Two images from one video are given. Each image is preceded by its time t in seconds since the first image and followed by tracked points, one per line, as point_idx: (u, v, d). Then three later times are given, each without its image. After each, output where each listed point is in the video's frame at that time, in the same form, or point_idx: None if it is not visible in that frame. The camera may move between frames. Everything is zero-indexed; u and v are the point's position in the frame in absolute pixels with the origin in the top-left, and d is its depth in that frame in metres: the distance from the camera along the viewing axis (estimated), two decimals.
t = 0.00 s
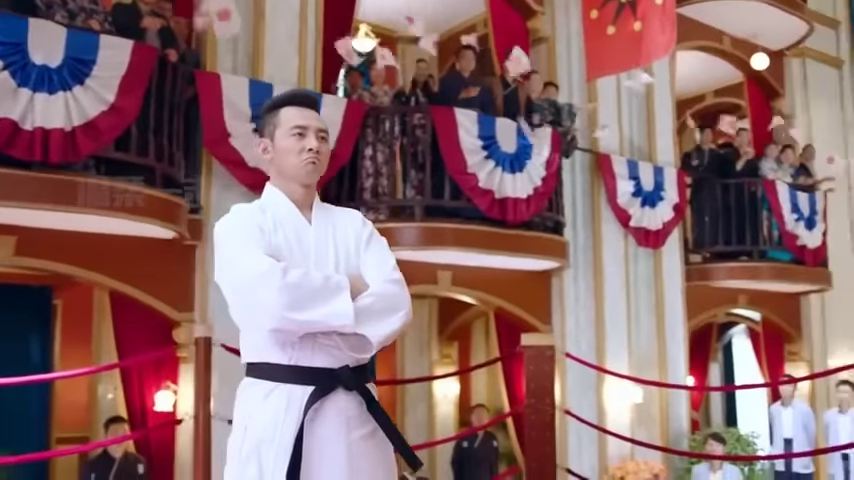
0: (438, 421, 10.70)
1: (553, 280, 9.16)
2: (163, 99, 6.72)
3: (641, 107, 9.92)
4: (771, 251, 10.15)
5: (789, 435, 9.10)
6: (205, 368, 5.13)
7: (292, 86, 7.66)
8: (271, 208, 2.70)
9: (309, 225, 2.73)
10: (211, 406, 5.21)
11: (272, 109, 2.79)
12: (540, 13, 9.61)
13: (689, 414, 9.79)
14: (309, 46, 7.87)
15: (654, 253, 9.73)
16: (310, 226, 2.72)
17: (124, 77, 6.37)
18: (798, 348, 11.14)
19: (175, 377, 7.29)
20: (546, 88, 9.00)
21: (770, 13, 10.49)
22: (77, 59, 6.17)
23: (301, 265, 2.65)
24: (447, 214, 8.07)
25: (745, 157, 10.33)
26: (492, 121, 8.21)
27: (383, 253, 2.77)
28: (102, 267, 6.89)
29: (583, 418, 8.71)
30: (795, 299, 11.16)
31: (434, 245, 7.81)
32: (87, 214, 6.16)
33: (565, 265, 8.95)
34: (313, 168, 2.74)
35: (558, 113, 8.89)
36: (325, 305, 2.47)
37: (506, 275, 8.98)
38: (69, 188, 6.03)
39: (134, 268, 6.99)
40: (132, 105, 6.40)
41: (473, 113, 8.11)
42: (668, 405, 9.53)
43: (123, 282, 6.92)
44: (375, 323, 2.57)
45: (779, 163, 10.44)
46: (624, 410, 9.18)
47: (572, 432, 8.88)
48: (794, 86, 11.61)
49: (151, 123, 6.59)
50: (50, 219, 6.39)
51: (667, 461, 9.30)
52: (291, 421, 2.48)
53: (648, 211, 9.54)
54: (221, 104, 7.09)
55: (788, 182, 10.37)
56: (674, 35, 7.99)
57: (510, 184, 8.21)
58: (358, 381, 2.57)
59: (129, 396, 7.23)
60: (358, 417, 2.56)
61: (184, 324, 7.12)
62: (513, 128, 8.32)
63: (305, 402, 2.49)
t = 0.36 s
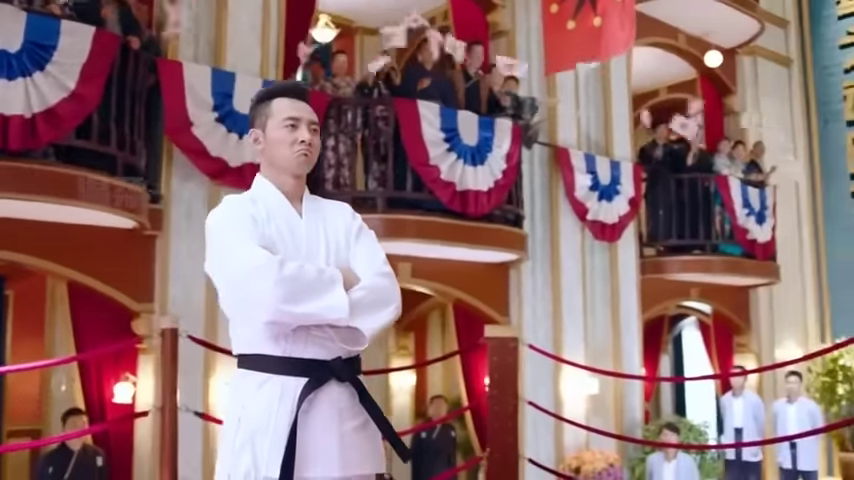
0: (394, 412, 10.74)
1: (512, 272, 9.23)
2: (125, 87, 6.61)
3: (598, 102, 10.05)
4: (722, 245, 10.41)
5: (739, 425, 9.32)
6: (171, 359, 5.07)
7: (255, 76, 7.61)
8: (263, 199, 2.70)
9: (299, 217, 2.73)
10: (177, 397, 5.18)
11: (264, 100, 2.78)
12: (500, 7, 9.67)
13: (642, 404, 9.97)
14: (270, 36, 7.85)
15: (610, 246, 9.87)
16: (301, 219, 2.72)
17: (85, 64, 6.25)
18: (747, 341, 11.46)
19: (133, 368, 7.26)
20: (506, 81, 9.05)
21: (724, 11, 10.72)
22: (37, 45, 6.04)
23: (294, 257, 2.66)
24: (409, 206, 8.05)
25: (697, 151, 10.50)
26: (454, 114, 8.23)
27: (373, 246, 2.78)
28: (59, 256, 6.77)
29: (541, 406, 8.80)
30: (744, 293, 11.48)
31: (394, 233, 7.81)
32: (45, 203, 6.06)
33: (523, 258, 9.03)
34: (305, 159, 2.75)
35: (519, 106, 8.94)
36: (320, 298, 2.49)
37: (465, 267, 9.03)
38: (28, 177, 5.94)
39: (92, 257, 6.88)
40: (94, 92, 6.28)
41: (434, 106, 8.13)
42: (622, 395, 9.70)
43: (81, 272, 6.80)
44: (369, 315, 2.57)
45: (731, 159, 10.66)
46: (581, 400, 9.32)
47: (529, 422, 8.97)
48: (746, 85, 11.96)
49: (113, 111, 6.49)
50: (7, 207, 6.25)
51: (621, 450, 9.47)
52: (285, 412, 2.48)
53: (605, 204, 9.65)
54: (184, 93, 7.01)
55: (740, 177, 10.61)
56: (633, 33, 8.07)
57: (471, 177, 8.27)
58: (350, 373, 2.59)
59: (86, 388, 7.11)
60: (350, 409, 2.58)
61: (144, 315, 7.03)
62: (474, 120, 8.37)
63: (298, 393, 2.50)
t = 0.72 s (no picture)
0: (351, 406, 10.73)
1: (473, 268, 9.28)
2: (89, 78, 6.52)
3: (559, 100, 10.18)
4: (678, 241, 10.60)
5: (694, 419, 9.51)
6: (141, 354, 5.02)
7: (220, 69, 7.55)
8: (257, 195, 2.70)
9: (293, 213, 2.73)
10: (146, 391, 5.13)
11: (257, 95, 2.79)
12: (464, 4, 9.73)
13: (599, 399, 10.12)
14: (235, 29, 7.79)
15: (570, 242, 10.00)
16: (295, 215, 2.73)
17: (49, 53, 6.13)
18: (700, 337, 11.61)
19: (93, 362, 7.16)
20: (470, 77, 9.09)
21: (682, 12, 10.91)
22: None
23: (289, 253, 2.66)
24: (373, 201, 8.07)
25: (657, 151, 10.72)
26: (419, 110, 8.26)
27: (365, 243, 2.81)
28: (18, 247, 6.57)
29: (503, 400, 8.88)
30: (698, 290, 11.69)
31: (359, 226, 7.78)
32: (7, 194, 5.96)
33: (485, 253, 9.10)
34: (299, 155, 2.76)
35: (483, 104, 9.05)
36: (318, 294, 2.49)
37: (427, 263, 9.04)
38: None
39: (52, 250, 6.73)
40: (57, 82, 6.16)
41: (399, 101, 8.16)
42: (580, 390, 9.84)
43: (41, 264, 6.63)
44: (364, 310, 2.59)
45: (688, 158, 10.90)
46: (540, 394, 9.43)
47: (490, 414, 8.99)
48: (701, 86, 12.23)
49: (77, 102, 6.39)
50: None
51: (579, 444, 9.60)
52: (282, 406, 2.49)
53: (565, 201, 9.77)
54: (148, 84, 6.93)
55: (696, 176, 10.83)
56: (596, 31, 8.08)
57: (436, 173, 8.30)
58: (345, 368, 2.61)
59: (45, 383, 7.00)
60: (345, 403, 2.60)
61: (105, 309, 6.91)
62: (438, 117, 8.41)
63: (296, 388, 2.51)
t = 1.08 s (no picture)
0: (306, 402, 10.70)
1: (433, 265, 9.35)
2: (51, 68, 6.40)
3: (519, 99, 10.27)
4: (633, 241, 10.77)
5: (648, 415, 9.69)
6: (108, 347, 4.92)
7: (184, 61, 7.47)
8: (254, 192, 2.70)
9: (288, 209, 2.74)
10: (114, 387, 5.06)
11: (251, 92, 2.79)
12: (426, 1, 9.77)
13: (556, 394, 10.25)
14: (199, 22, 7.71)
15: (528, 240, 10.10)
16: (291, 211, 2.74)
17: (13, 41, 5.99)
18: (653, 334, 11.86)
19: (53, 357, 7.00)
20: (433, 75, 9.14)
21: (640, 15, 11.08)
22: None
23: (285, 249, 2.67)
24: (338, 196, 8.06)
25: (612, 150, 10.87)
26: (383, 106, 8.28)
27: (359, 240, 2.83)
28: None
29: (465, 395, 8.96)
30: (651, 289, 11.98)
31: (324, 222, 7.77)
32: None
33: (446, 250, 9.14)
34: (294, 152, 2.76)
35: (446, 102, 9.12)
36: (318, 289, 2.51)
37: (386, 258, 9.13)
38: None
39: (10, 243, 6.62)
40: (19, 71, 5.99)
41: (364, 97, 8.15)
42: (538, 385, 9.95)
43: None
44: (362, 305, 2.61)
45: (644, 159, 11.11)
46: (498, 390, 9.51)
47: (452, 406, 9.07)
48: (656, 84, 12.37)
49: (39, 92, 6.26)
50: None
51: (536, 439, 9.71)
52: (282, 402, 2.50)
53: (525, 199, 9.87)
54: (111, 76, 6.82)
55: (652, 177, 11.05)
56: (558, 31, 8.17)
57: (399, 170, 8.32)
58: (341, 363, 2.64)
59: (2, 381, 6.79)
60: (341, 398, 2.63)
61: (64, 303, 6.84)
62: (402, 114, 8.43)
63: (295, 383, 2.53)
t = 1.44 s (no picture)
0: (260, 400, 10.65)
1: (392, 264, 9.39)
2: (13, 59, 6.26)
3: (478, 100, 10.35)
4: (588, 241, 10.92)
5: (602, 413, 9.84)
6: (75, 344, 4.69)
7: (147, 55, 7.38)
8: (250, 190, 2.70)
9: (283, 207, 2.75)
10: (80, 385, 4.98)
11: (247, 90, 2.79)
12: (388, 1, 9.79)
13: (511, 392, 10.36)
14: (161, 16, 7.63)
15: (486, 239, 10.19)
16: (286, 210, 2.75)
17: None
18: (605, 333, 12.05)
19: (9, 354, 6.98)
20: (394, 75, 9.16)
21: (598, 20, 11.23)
22: None
23: (282, 247, 2.68)
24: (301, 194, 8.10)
25: (569, 153, 11.04)
26: (346, 105, 8.28)
27: (351, 239, 2.86)
28: None
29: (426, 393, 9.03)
30: (605, 288, 12.10)
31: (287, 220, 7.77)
32: None
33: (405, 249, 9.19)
34: (289, 151, 2.77)
35: (406, 101, 9.14)
36: (318, 287, 2.52)
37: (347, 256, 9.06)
38: None
39: None
40: None
41: (327, 96, 8.11)
42: (494, 383, 10.03)
43: None
44: (359, 303, 2.64)
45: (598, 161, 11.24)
46: (456, 388, 9.58)
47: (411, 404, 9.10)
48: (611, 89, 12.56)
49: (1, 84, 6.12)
50: None
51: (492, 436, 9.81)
52: (280, 399, 2.52)
53: (483, 199, 9.95)
54: (73, 69, 6.71)
55: (607, 179, 11.16)
56: (518, 34, 8.23)
57: (361, 168, 8.33)
58: (336, 361, 2.67)
59: None
60: (336, 395, 2.65)
61: (21, 299, 6.72)
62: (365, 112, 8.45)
63: (293, 381, 2.55)
